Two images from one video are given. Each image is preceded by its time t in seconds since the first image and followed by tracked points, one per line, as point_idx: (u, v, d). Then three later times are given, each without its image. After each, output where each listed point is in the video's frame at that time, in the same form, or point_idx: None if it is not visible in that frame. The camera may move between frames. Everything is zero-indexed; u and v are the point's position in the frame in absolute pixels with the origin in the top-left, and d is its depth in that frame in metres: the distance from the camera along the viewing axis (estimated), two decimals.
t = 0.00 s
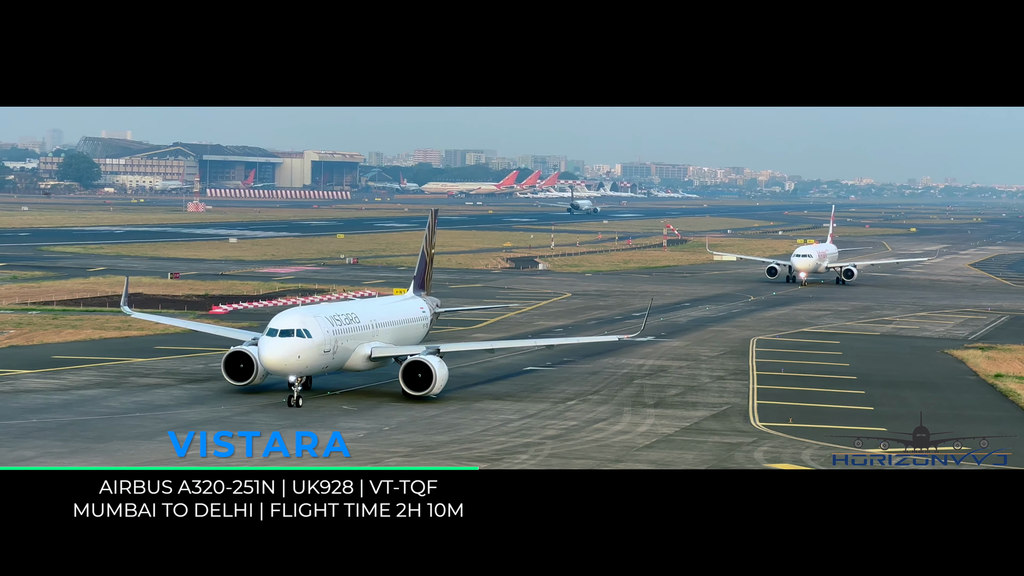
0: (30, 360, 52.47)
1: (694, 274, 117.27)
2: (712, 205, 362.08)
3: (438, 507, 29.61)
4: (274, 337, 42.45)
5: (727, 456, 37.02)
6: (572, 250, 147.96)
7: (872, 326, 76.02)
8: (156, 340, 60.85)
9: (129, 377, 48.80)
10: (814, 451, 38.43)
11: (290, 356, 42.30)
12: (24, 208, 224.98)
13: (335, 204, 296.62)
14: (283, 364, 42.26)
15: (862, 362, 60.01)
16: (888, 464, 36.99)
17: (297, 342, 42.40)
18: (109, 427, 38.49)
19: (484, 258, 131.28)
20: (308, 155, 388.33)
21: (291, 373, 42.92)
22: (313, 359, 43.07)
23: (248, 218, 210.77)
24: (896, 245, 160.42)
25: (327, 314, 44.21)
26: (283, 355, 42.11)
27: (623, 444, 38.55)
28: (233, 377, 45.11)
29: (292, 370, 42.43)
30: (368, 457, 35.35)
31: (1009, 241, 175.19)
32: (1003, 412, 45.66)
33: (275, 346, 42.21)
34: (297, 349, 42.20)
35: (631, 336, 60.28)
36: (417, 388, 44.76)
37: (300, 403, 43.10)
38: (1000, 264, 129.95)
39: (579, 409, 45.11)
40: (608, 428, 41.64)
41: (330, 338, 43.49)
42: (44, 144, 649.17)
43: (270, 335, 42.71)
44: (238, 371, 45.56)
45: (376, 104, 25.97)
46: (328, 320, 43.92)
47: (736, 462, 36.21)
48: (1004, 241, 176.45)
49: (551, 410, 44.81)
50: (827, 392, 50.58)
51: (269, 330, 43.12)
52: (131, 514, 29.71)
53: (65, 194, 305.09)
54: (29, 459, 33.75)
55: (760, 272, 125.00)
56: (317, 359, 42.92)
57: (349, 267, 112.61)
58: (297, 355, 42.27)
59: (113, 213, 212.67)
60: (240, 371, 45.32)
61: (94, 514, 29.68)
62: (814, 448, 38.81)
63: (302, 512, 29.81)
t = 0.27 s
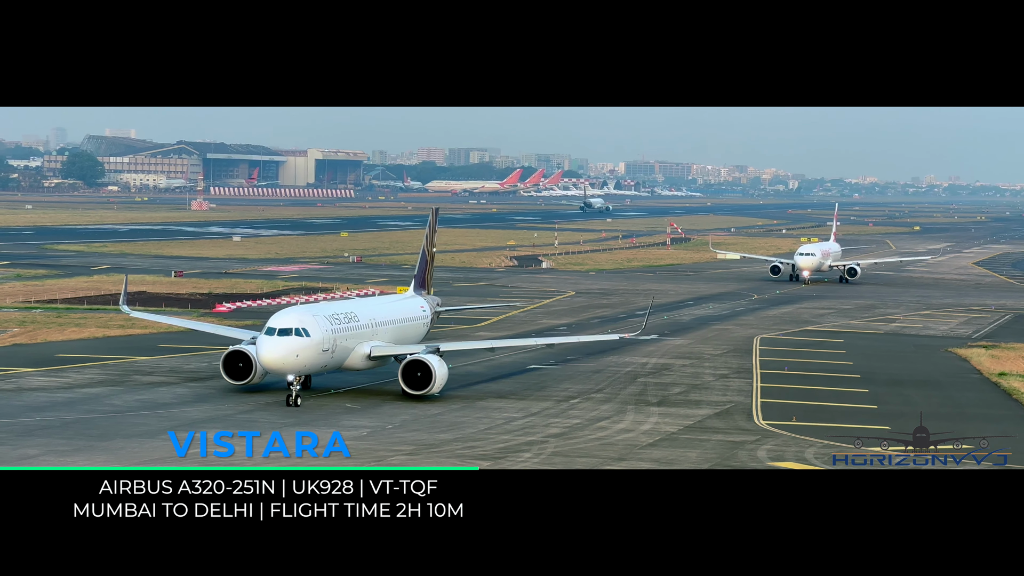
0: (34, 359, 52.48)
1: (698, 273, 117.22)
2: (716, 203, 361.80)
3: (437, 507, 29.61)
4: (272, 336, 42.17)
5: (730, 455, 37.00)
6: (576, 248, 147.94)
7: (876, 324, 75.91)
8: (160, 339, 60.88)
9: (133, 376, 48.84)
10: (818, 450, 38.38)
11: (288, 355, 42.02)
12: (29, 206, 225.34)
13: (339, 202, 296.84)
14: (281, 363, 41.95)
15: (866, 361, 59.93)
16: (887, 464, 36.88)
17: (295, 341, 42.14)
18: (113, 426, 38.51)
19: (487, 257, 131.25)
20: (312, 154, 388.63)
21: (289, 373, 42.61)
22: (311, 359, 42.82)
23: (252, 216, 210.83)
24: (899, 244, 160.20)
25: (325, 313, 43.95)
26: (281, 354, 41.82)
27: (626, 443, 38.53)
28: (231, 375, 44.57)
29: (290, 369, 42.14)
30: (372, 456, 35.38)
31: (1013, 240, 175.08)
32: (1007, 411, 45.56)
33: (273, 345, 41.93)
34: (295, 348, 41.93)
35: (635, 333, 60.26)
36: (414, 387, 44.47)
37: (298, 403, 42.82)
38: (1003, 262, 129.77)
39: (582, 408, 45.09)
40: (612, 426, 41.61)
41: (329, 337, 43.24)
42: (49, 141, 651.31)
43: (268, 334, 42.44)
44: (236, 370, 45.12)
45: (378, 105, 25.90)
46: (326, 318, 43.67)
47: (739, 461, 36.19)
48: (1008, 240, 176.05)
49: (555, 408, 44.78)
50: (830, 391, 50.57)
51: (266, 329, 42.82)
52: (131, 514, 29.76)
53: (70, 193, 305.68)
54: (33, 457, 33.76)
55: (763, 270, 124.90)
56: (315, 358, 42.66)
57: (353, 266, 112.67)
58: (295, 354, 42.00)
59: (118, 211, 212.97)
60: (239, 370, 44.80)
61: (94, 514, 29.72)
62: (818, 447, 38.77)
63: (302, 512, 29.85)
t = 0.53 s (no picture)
0: (39, 357, 52.60)
1: (703, 272, 117.29)
2: (720, 202, 361.73)
3: (438, 503, 29.55)
4: (271, 335, 41.89)
5: (735, 454, 37.01)
6: (580, 247, 148.00)
7: (881, 323, 75.88)
8: (164, 337, 60.99)
9: (137, 374, 48.92)
10: (823, 448, 38.39)
11: (287, 355, 41.76)
12: (34, 205, 225.95)
13: (344, 201, 297.23)
14: (280, 362, 41.69)
15: (870, 359, 59.91)
16: (888, 464, 36.74)
17: (294, 341, 41.88)
18: (118, 424, 38.53)
19: (492, 256, 131.40)
20: (316, 153, 389.01)
21: (288, 372, 42.35)
22: (311, 359, 42.56)
23: (257, 214, 211.15)
24: (904, 244, 160.27)
25: (325, 313, 43.68)
26: (281, 353, 41.56)
27: (631, 442, 38.52)
28: (231, 375, 44.28)
29: (289, 369, 41.88)
30: (376, 455, 35.41)
31: (1017, 239, 175.12)
32: (1012, 410, 45.51)
33: (272, 345, 41.65)
34: (294, 347, 41.67)
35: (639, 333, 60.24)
36: (414, 388, 44.20)
37: (298, 403, 42.63)
38: (1008, 261, 129.72)
39: (587, 407, 45.09)
40: (616, 425, 41.60)
41: (328, 336, 42.96)
42: (54, 139, 652.47)
43: (267, 333, 42.18)
44: (236, 370, 44.84)
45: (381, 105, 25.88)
46: (326, 317, 43.40)
47: (744, 460, 36.17)
48: (1013, 239, 176.02)
49: (559, 407, 44.79)
50: (835, 389, 50.55)
51: (266, 329, 42.52)
52: (130, 509, 29.61)
53: (74, 191, 306.34)
54: (37, 456, 33.79)
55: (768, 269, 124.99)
56: (314, 358, 42.39)
57: (358, 264, 112.80)
58: (294, 353, 41.74)
59: (123, 210, 213.41)
60: (238, 370, 44.49)
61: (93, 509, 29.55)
62: (823, 446, 38.77)
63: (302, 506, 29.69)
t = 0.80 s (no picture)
0: (46, 357, 52.74)
1: (710, 271, 117.11)
2: (727, 201, 361.03)
3: (436, 479, 31.20)
4: (272, 335, 41.53)
5: (742, 453, 36.98)
6: (587, 246, 147.92)
7: (888, 323, 75.74)
8: (172, 337, 61.06)
9: (145, 373, 49.03)
10: (831, 448, 38.37)
11: (288, 355, 41.41)
12: (42, 204, 226.39)
13: (351, 200, 297.40)
14: (281, 363, 41.36)
15: (878, 359, 59.78)
16: (889, 464, 36.52)
17: (295, 341, 41.49)
18: (125, 424, 38.64)
19: (499, 255, 131.40)
20: (323, 152, 389.14)
21: (289, 372, 42.02)
22: (312, 359, 42.22)
23: (264, 213, 211.38)
24: (911, 242, 159.88)
25: (327, 312, 43.30)
26: (281, 354, 41.22)
27: (638, 441, 38.50)
28: (232, 375, 44.07)
29: (290, 369, 41.54)
30: (383, 454, 35.44)
31: None
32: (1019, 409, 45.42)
33: (273, 345, 41.30)
34: (295, 348, 41.33)
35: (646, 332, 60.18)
36: (416, 388, 43.96)
37: (299, 403, 42.42)
38: (1016, 260, 129.40)
39: (594, 406, 45.10)
40: (623, 425, 41.58)
41: (330, 336, 42.59)
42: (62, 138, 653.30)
43: (268, 333, 41.83)
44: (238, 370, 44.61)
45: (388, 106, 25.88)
46: (328, 317, 43.05)
47: (752, 459, 36.15)
48: (1021, 238, 175.56)
49: (566, 406, 44.81)
50: (842, 389, 50.49)
51: (267, 329, 42.19)
52: (131, 484, 30.60)
53: (81, 191, 306.88)
54: (45, 454, 33.94)
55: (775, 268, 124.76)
56: (316, 358, 42.05)
57: (365, 264, 112.87)
58: (295, 353, 41.39)
59: (130, 209, 214.10)
60: (240, 370, 44.25)
61: (95, 484, 30.52)
62: (830, 445, 38.74)
63: (301, 481, 30.77)
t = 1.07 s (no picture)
0: (58, 355, 52.96)
1: (720, 269, 116.87)
2: (737, 200, 360.15)
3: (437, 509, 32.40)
4: (275, 335, 41.25)
5: (753, 452, 36.95)
6: (597, 245, 147.80)
7: (899, 321, 75.53)
8: (182, 335, 61.23)
9: (155, 372, 49.20)
10: (840, 446, 38.34)
11: (292, 355, 41.10)
12: (53, 202, 227.12)
13: (361, 198, 297.63)
14: (285, 362, 41.06)
15: (889, 357, 59.66)
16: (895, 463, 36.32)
17: (299, 340, 41.18)
18: (136, 422, 38.79)
19: (509, 253, 131.35)
20: (333, 150, 389.51)
21: (293, 372, 41.75)
22: (316, 358, 41.97)
23: (274, 211, 211.74)
24: (922, 241, 159.21)
25: (331, 312, 43.07)
26: (285, 353, 40.89)
27: (648, 440, 38.50)
28: (238, 374, 44.10)
29: (294, 368, 41.23)
30: (393, 452, 35.50)
31: None
32: None
33: (277, 344, 40.97)
34: (300, 347, 41.03)
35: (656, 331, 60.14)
36: (419, 387, 43.68)
37: (303, 403, 42.24)
38: None
39: (604, 404, 45.14)
40: (634, 423, 41.59)
41: (334, 335, 42.34)
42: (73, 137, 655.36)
43: (271, 332, 41.51)
44: (244, 369, 44.53)
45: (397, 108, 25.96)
46: (332, 316, 42.82)
47: (762, 458, 36.13)
48: None
49: (576, 405, 44.83)
50: (852, 387, 50.42)
51: (271, 328, 41.90)
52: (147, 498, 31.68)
53: (92, 189, 307.80)
54: (56, 452, 34.12)
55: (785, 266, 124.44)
56: (320, 357, 41.79)
57: (375, 262, 113.02)
58: (300, 353, 41.10)
59: (141, 207, 214.70)
60: (245, 369, 44.22)
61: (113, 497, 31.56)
62: (840, 443, 38.72)
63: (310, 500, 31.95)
